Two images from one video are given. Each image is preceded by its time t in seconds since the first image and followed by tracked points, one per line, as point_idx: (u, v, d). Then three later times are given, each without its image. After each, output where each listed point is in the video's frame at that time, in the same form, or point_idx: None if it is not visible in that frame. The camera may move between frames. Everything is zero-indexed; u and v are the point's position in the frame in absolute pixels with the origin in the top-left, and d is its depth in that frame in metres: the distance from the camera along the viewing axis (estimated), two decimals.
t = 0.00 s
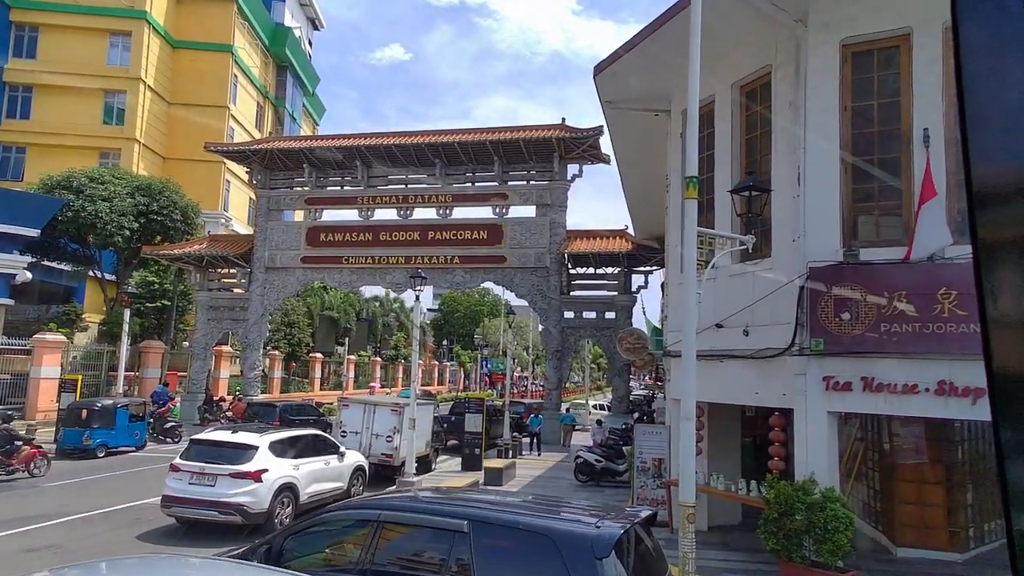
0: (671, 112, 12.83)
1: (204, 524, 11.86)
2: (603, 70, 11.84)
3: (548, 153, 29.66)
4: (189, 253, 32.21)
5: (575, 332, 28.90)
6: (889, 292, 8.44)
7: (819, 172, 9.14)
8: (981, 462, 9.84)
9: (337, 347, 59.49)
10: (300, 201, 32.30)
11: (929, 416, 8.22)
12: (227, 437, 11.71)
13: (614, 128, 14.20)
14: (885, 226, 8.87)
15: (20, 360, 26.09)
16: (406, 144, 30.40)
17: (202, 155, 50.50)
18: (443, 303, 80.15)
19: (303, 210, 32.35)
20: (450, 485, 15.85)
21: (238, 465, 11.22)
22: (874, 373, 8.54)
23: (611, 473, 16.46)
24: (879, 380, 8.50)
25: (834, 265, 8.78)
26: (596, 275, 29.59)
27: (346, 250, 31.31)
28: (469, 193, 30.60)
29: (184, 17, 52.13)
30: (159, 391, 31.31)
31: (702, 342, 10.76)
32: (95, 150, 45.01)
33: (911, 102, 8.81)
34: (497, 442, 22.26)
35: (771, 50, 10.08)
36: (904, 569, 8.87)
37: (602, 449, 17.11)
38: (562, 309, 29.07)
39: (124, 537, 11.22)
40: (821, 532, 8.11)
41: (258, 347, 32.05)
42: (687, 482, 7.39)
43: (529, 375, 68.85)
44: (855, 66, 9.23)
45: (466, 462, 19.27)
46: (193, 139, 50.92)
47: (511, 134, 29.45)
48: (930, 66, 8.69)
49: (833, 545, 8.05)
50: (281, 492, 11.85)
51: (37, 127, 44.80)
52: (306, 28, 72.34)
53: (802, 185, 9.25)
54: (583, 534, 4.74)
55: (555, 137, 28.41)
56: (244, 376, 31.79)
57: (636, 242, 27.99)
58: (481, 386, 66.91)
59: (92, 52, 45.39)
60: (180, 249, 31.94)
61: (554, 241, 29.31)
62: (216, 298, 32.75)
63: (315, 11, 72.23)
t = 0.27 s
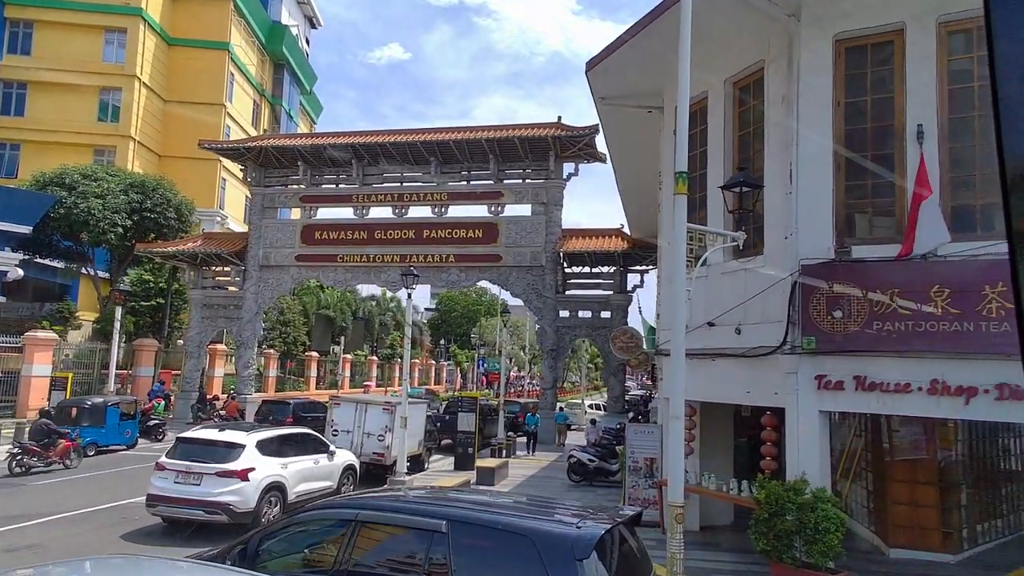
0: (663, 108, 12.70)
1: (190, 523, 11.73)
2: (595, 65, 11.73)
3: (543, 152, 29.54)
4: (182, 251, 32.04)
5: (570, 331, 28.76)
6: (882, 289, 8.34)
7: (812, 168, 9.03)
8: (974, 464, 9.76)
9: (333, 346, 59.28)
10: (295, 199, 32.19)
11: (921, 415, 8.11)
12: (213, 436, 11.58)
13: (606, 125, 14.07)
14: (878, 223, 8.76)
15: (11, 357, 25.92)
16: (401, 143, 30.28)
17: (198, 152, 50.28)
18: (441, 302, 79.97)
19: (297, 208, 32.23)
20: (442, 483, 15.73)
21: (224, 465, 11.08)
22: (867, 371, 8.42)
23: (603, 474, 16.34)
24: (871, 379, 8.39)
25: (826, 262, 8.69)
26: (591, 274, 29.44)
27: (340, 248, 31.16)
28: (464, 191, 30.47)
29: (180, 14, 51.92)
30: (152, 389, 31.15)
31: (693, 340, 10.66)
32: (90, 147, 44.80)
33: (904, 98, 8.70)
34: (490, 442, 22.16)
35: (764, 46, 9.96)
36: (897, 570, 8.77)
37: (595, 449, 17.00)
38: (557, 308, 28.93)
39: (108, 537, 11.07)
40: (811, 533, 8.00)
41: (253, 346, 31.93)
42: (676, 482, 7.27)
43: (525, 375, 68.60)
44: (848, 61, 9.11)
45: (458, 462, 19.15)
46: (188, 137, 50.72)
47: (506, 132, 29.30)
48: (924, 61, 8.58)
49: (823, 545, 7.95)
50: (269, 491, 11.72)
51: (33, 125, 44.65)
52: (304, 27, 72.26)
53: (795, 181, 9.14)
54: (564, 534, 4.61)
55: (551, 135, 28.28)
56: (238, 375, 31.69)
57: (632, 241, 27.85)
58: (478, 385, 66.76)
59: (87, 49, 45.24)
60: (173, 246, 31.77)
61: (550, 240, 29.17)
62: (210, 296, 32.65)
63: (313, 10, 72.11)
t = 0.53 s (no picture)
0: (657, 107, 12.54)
1: (176, 526, 11.59)
2: (587, 63, 11.57)
3: (540, 151, 29.39)
4: (176, 250, 31.85)
5: (566, 332, 28.59)
6: (874, 290, 8.20)
7: (804, 167, 8.88)
8: (970, 468, 9.61)
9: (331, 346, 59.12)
10: (290, 198, 32.05)
11: (914, 418, 7.96)
12: (199, 437, 11.44)
13: (600, 123, 13.91)
14: (871, 223, 8.61)
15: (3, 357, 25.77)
16: (397, 142, 30.11)
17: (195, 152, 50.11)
18: (439, 302, 79.77)
19: (293, 208, 32.09)
20: (434, 485, 15.59)
21: (210, 468, 10.94)
22: (859, 373, 8.28)
23: (597, 476, 16.20)
24: (864, 381, 8.24)
25: (818, 262, 8.56)
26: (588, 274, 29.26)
27: (336, 248, 31.02)
28: (460, 191, 30.31)
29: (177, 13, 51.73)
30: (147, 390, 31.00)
31: (686, 341, 10.51)
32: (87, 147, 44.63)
33: (898, 96, 8.56)
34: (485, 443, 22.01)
35: (757, 42, 9.82)
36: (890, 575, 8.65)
37: (590, 451, 16.86)
38: (553, 308, 28.77)
39: (91, 541, 10.92)
40: (803, 538, 7.86)
41: (248, 346, 31.78)
42: (663, 486, 7.12)
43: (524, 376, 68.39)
44: (841, 58, 8.97)
45: (452, 463, 19.01)
46: (186, 137, 50.58)
47: (502, 131, 29.13)
48: (918, 58, 8.44)
49: (814, 551, 7.81)
50: (256, 493, 11.58)
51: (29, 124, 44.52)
52: (303, 27, 72.14)
53: (787, 180, 9.00)
54: (541, 542, 4.48)
55: (547, 135, 28.12)
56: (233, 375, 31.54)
57: (628, 241, 27.68)
58: (476, 386, 66.64)
59: (84, 48, 45.07)
60: (167, 246, 31.60)
61: (546, 240, 29.00)
62: (205, 296, 32.51)
63: (312, 9, 71.93)
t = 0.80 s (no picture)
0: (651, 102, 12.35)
1: (164, 528, 11.45)
2: (579, 58, 11.39)
3: (538, 150, 29.22)
4: (173, 249, 31.71)
5: (564, 331, 28.42)
6: (871, 288, 8.02)
7: (798, 163, 8.70)
8: (972, 473, 9.43)
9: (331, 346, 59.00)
10: (288, 197, 31.94)
11: (911, 419, 7.77)
12: (186, 438, 11.30)
13: (595, 119, 13.73)
14: (866, 220, 8.43)
15: None
16: (395, 141, 29.96)
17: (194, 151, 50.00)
18: (441, 302, 79.60)
19: (291, 207, 31.97)
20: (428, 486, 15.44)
21: (197, 468, 10.80)
22: (855, 373, 8.10)
23: (593, 476, 16.03)
24: (860, 381, 8.06)
25: (812, 260, 8.38)
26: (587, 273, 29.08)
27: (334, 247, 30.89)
28: (458, 190, 30.16)
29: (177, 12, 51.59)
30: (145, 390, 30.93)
31: (681, 341, 10.33)
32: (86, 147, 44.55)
33: (894, 90, 8.38)
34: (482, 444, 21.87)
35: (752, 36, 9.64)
36: None
37: (586, 452, 16.71)
38: (552, 308, 28.60)
39: (77, 543, 10.80)
40: (796, 541, 7.69)
41: (246, 346, 31.66)
42: (652, 489, 6.94)
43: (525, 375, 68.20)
44: (837, 52, 8.79)
45: (447, 464, 18.86)
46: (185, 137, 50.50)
47: (500, 130, 28.96)
48: (915, 52, 8.26)
49: (808, 555, 7.65)
50: (245, 494, 11.44)
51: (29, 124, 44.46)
52: (303, 26, 72.05)
53: (781, 176, 8.82)
54: (516, 547, 4.32)
55: (545, 134, 27.96)
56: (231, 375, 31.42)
57: (627, 240, 27.50)
58: (476, 386, 66.53)
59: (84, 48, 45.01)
60: (164, 246, 31.47)
61: (544, 239, 28.84)
62: (202, 295, 32.43)
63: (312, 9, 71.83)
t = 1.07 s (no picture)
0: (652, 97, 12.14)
1: (161, 528, 11.36)
2: (578, 52, 11.20)
3: (544, 148, 29.01)
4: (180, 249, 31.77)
5: (571, 330, 28.21)
6: (874, 285, 7.79)
7: (800, 158, 8.47)
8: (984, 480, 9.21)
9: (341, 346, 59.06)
10: (295, 197, 31.94)
11: (916, 420, 7.53)
12: (183, 438, 11.22)
13: (595, 115, 13.54)
14: (870, 216, 8.19)
15: (8, 356, 25.82)
16: (401, 140, 29.87)
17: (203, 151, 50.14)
18: (451, 301, 79.52)
19: (297, 206, 31.96)
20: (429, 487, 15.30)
21: (192, 469, 10.70)
22: (858, 373, 7.86)
23: (596, 477, 15.83)
24: (863, 380, 7.83)
25: (814, 257, 8.16)
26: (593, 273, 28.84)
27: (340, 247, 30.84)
28: (465, 189, 30.02)
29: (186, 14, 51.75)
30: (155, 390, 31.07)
31: (682, 341, 10.11)
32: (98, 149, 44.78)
33: (899, 81, 8.13)
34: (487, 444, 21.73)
35: (752, 28, 9.41)
36: None
37: (590, 453, 16.51)
38: (558, 307, 28.38)
39: (73, 543, 10.74)
40: (797, 546, 7.46)
41: (253, 346, 31.68)
42: (646, 492, 6.75)
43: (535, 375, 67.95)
44: (839, 43, 8.55)
45: (450, 464, 18.71)
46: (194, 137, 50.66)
47: (506, 128, 28.77)
48: (920, 42, 8.01)
49: (809, 559, 7.43)
50: (242, 495, 11.34)
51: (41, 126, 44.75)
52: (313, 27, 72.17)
53: (782, 170, 8.60)
54: (491, 552, 4.16)
55: (551, 132, 27.75)
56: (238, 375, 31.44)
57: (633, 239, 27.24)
58: (485, 385, 66.44)
59: (95, 50, 45.26)
60: (171, 246, 31.53)
61: (550, 238, 28.65)
62: (210, 295, 32.51)
63: (322, 9, 71.90)
